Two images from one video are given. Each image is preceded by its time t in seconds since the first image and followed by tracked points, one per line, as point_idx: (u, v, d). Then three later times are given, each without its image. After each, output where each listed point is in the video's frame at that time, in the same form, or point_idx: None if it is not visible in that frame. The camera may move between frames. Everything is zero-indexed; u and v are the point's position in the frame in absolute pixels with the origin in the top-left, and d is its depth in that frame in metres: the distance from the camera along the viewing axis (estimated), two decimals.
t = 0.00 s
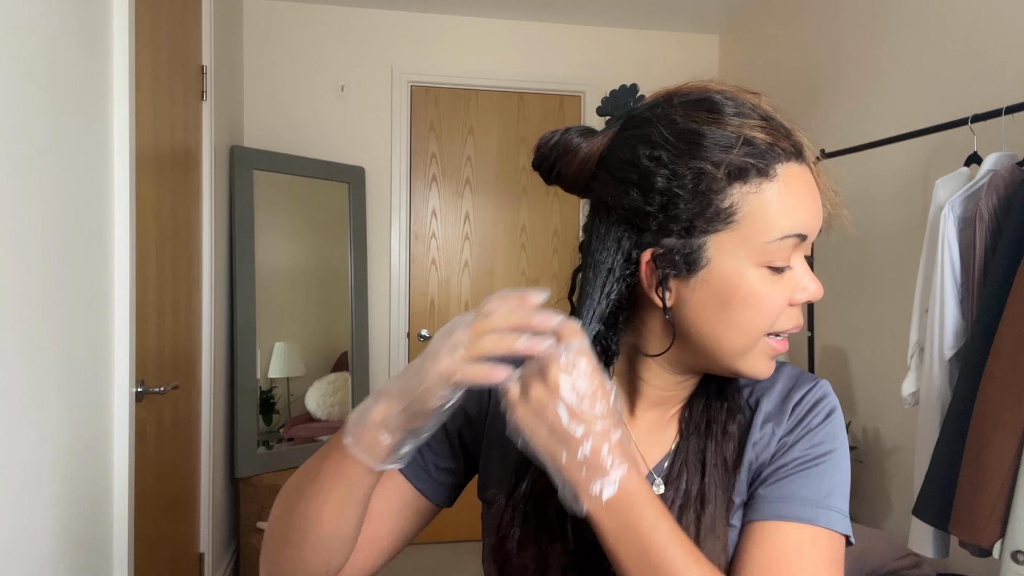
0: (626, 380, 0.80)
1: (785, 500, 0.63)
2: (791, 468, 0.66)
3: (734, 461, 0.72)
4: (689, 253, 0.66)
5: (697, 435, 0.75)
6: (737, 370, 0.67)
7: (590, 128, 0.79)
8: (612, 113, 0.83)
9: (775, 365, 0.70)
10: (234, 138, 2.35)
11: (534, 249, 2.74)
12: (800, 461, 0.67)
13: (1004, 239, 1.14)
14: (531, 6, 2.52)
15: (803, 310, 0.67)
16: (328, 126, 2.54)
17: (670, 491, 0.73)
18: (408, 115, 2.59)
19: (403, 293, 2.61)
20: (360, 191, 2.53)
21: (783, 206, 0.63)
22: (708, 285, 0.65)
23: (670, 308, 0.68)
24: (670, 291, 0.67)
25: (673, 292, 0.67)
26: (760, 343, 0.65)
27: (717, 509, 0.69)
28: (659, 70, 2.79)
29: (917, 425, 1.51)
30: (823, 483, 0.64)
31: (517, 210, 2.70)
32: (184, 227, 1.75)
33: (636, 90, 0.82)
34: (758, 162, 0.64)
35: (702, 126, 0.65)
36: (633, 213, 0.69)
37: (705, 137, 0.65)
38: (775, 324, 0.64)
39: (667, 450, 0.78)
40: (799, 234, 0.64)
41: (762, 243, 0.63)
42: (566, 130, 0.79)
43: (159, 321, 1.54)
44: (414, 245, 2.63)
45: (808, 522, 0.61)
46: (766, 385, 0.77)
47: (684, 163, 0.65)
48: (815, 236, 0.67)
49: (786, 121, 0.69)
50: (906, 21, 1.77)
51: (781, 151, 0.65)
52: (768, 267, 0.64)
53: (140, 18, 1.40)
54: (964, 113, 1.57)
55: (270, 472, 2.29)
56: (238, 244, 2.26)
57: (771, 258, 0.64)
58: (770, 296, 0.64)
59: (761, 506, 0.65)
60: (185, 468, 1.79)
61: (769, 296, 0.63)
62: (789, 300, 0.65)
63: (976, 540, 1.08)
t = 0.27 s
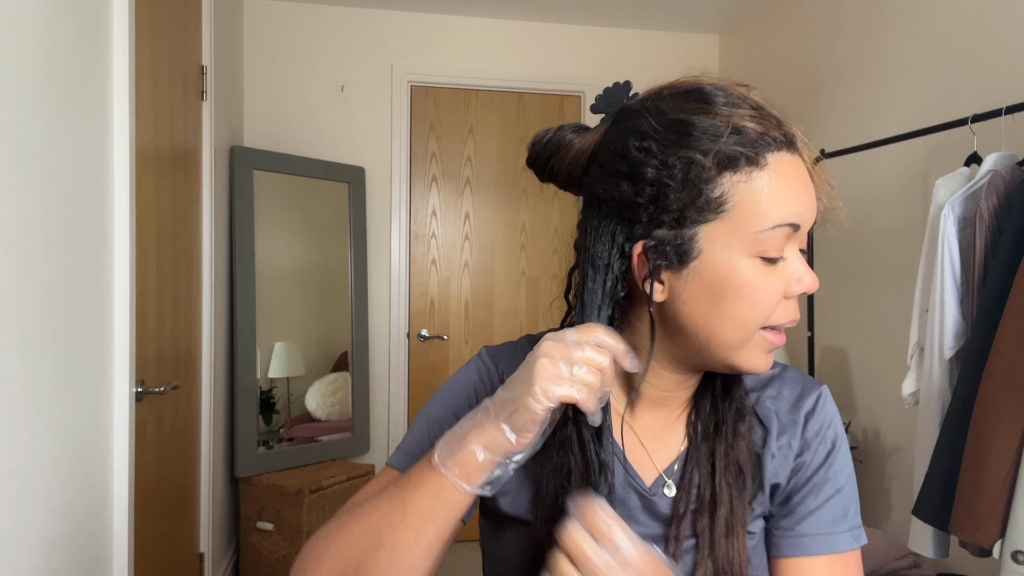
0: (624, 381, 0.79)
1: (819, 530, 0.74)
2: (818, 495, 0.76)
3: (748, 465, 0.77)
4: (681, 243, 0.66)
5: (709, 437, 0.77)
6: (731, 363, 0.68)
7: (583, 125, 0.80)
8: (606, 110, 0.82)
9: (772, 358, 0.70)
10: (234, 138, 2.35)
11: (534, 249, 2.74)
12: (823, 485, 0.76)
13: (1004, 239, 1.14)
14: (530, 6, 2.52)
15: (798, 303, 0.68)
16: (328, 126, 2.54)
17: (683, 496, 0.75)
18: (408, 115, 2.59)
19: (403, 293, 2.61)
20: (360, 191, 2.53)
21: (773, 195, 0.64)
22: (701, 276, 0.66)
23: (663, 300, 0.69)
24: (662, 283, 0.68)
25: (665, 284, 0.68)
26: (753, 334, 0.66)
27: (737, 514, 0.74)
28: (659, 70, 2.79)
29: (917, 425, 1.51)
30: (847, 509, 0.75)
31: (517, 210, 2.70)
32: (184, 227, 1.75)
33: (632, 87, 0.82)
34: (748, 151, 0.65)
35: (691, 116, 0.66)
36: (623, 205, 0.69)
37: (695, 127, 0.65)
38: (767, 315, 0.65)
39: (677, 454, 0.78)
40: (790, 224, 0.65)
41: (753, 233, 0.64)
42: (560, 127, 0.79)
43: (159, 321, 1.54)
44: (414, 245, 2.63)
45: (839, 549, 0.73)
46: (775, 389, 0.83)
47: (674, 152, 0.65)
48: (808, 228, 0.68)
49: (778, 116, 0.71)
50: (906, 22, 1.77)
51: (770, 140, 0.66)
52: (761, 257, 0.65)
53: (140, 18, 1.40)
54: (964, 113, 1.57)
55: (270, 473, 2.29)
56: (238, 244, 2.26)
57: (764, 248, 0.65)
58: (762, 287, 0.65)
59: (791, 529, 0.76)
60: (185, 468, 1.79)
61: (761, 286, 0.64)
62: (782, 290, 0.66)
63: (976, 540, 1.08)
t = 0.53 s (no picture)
0: (629, 385, 0.81)
1: (846, 549, 0.81)
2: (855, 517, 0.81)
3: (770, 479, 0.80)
4: (673, 228, 0.67)
5: (725, 449, 0.79)
6: (722, 359, 0.68)
7: (598, 113, 0.83)
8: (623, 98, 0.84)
9: (769, 363, 0.70)
10: (234, 138, 2.35)
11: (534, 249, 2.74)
12: (858, 505, 0.82)
13: (1004, 239, 1.14)
14: (530, 6, 2.52)
15: (797, 300, 0.68)
16: (328, 126, 2.54)
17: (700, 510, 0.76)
18: (408, 116, 2.59)
19: (403, 293, 2.60)
20: (360, 191, 2.53)
21: (772, 183, 0.65)
22: (692, 261, 0.67)
23: (656, 287, 0.70)
24: (655, 271, 0.70)
25: (658, 269, 0.70)
26: (743, 326, 0.66)
27: (755, 532, 0.77)
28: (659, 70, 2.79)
29: (917, 425, 1.51)
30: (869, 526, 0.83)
31: (517, 210, 2.70)
32: (184, 227, 1.75)
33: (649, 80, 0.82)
34: (747, 134, 0.66)
35: (692, 97, 0.68)
36: (618, 185, 0.70)
37: (694, 106, 0.67)
38: (759, 306, 0.65)
39: (691, 466, 0.80)
40: (790, 216, 0.65)
41: (749, 220, 0.65)
42: (576, 113, 0.83)
43: (159, 321, 1.54)
44: (414, 245, 2.63)
45: (858, 565, 0.82)
46: (809, 401, 0.85)
47: (671, 131, 0.67)
48: (814, 225, 0.67)
49: (794, 107, 0.71)
50: (906, 21, 1.77)
51: (773, 125, 0.67)
52: (756, 246, 0.65)
53: (140, 18, 1.40)
54: (964, 113, 1.57)
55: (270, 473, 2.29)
56: (238, 244, 2.26)
57: (759, 237, 0.65)
58: (752, 276, 0.65)
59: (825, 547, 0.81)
60: (185, 467, 1.79)
61: (753, 275, 0.65)
62: (779, 285, 0.66)
63: (976, 540, 1.08)
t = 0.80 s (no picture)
0: (638, 384, 0.81)
1: (872, 555, 0.79)
2: (875, 520, 0.80)
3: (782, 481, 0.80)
4: (672, 219, 0.69)
5: (738, 452, 0.80)
6: (730, 348, 0.67)
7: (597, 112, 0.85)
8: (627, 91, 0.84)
9: (785, 353, 0.69)
10: (234, 138, 2.35)
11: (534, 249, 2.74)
12: (879, 508, 0.80)
13: (1004, 239, 1.14)
14: (530, 6, 2.52)
15: (804, 288, 0.67)
16: (328, 126, 2.54)
17: (714, 515, 0.77)
18: (408, 116, 2.59)
19: (403, 293, 2.60)
20: (360, 191, 2.52)
21: (770, 169, 0.65)
22: (693, 252, 0.67)
23: (657, 282, 0.72)
24: (656, 266, 0.71)
25: (660, 262, 0.71)
26: (749, 314, 0.65)
27: (769, 537, 0.77)
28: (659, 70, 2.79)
29: (917, 425, 1.51)
30: (898, 531, 0.80)
31: (517, 210, 2.70)
32: (184, 227, 1.75)
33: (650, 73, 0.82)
34: (741, 120, 0.67)
35: (686, 86, 0.70)
36: (617, 179, 0.72)
37: (686, 96, 0.69)
38: (763, 294, 0.65)
39: (703, 469, 0.80)
40: (789, 201, 0.65)
41: (748, 207, 0.65)
42: (575, 114, 0.85)
43: (159, 322, 1.54)
44: (414, 245, 2.63)
45: None
46: (816, 399, 0.85)
47: (666, 121, 0.69)
48: (817, 211, 0.67)
49: (792, 93, 0.72)
50: (907, 21, 1.77)
51: (769, 110, 0.68)
52: (758, 234, 0.65)
53: (140, 19, 1.40)
54: (965, 113, 1.58)
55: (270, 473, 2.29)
56: (238, 245, 2.26)
57: (760, 224, 0.65)
58: (754, 263, 0.65)
59: (846, 552, 0.80)
60: (185, 467, 1.79)
61: (756, 263, 0.65)
62: (784, 271, 0.66)
63: (976, 540, 1.08)
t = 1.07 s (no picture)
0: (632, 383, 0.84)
1: (880, 563, 0.76)
2: (882, 526, 0.76)
3: (778, 485, 0.79)
4: (655, 219, 0.70)
5: (731, 454, 0.80)
6: (711, 349, 0.68)
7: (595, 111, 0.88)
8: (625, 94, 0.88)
9: (774, 356, 0.68)
10: (234, 138, 2.35)
11: (534, 249, 2.74)
12: (886, 513, 0.77)
13: (1004, 239, 1.14)
14: (530, 6, 2.52)
15: (789, 288, 0.66)
16: (328, 126, 2.54)
17: (704, 518, 0.78)
18: (408, 116, 2.59)
19: (403, 293, 2.60)
20: (360, 191, 2.52)
21: (752, 168, 0.65)
22: (677, 252, 0.68)
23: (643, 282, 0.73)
24: (642, 267, 0.73)
25: (646, 262, 0.72)
26: (732, 315, 0.66)
27: (760, 542, 0.77)
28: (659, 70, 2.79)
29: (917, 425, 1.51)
30: (911, 538, 0.76)
31: (517, 210, 2.70)
32: (184, 227, 1.75)
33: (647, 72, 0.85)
34: (722, 118, 0.68)
35: (670, 85, 0.71)
36: (604, 179, 0.75)
37: (668, 95, 0.71)
38: (746, 294, 0.65)
39: (696, 473, 0.81)
40: (772, 201, 0.64)
41: (729, 207, 0.65)
42: (574, 113, 0.88)
43: (159, 321, 1.54)
44: (414, 245, 2.63)
45: None
46: (817, 401, 0.83)
47: (649, 121, 0.71)
48: (805, 209, 0.66)
49: (779, 90, 0.72)
50: (907, 21, 1.77)
51: (753, 109, 0.68)
52: (740, 234, 0.66)
53: (140, 18, 1.40)
54: (964, 113, 1.58)
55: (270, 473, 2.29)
56: (237, 244, 2.26)
57: (741, 224, 0.65)
58: (737, 264, 0.65)
59: (853, 558, 0.78)
60: (185, 468, 1.79)
61: (737, 263, 0.65)
62: (767, 272, 0.65)
63: (976, 540, 1.08)
